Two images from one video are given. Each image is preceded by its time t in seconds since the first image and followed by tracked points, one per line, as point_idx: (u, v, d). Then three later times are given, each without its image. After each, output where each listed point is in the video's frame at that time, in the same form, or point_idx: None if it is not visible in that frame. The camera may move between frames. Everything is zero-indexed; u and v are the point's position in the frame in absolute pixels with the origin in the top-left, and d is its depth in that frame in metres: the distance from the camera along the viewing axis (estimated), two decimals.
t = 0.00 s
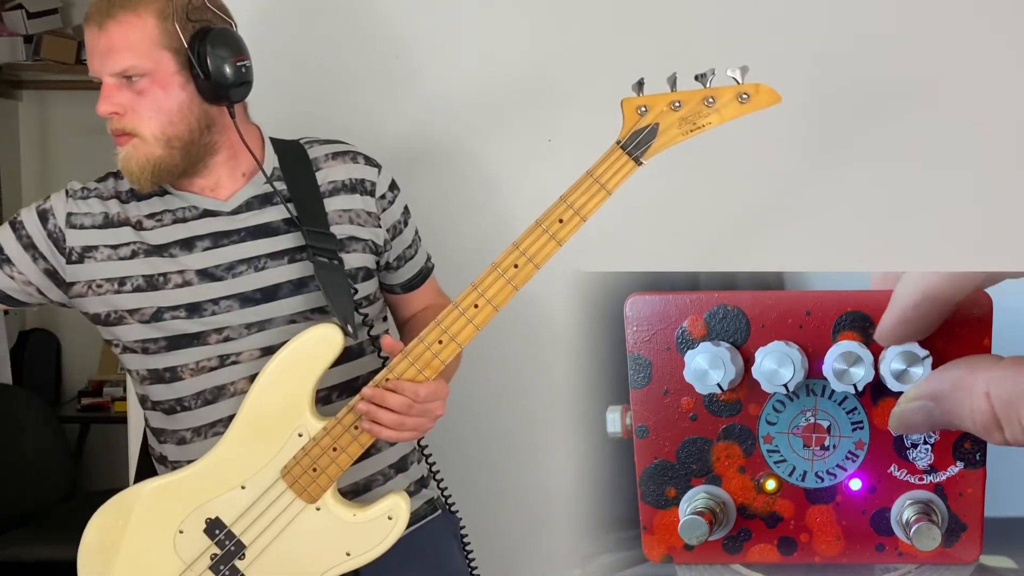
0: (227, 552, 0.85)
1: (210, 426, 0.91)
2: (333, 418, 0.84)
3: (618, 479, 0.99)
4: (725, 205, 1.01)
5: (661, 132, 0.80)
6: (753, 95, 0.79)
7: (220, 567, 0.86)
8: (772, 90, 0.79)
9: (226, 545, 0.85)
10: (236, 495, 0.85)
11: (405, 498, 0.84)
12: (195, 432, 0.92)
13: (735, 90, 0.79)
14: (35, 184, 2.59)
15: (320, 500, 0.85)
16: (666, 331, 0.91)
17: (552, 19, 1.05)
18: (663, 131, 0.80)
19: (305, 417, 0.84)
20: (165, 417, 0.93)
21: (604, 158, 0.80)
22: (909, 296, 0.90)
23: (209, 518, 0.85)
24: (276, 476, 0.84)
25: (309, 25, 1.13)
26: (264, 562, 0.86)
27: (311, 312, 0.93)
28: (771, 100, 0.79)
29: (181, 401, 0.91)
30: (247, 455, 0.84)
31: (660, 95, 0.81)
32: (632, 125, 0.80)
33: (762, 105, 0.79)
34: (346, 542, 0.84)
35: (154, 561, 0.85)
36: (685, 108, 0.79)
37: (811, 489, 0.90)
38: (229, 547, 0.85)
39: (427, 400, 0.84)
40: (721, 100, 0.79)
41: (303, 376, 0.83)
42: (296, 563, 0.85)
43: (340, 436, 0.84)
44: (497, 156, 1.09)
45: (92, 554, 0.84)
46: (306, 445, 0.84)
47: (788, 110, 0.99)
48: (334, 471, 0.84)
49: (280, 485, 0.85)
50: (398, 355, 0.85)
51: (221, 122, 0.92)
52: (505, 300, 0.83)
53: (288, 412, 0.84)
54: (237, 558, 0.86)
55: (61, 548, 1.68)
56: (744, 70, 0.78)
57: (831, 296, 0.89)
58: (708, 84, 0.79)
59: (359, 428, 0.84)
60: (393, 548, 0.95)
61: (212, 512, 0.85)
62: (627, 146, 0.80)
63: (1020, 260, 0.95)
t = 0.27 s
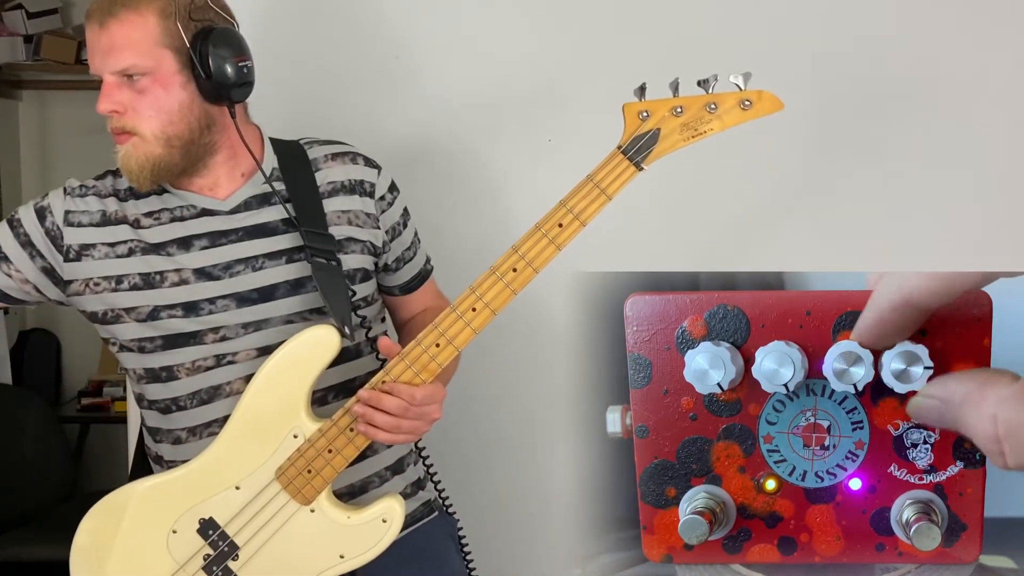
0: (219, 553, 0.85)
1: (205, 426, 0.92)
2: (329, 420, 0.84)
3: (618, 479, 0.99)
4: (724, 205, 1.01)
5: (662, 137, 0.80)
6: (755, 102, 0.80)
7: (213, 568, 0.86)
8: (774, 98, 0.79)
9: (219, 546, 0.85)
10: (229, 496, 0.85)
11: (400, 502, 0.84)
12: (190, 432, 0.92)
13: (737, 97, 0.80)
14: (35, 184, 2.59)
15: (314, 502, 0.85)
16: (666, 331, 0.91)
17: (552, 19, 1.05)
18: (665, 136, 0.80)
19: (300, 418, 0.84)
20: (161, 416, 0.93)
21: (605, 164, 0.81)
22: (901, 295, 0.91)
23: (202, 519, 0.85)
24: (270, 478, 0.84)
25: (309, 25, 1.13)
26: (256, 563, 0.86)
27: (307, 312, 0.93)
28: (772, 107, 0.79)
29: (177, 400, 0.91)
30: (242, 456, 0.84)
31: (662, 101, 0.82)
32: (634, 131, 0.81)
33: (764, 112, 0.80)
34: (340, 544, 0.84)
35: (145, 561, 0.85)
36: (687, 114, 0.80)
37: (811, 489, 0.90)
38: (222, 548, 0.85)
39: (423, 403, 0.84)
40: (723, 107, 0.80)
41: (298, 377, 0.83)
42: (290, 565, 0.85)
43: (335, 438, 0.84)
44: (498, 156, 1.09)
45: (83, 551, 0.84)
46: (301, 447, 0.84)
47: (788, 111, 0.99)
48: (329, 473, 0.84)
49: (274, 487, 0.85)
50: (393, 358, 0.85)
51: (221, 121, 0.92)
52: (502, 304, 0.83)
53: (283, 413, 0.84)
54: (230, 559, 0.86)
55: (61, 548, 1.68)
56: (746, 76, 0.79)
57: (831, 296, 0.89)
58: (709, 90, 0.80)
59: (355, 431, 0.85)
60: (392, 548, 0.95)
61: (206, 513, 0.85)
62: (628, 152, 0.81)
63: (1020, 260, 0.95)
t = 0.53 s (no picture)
0: (215, 555, 0.85)
1: (202, 427, 0.92)
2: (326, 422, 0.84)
3: (617, 479, 0.99)
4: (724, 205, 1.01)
5: (662, 140, 0.80)
6: (755, 105, 0.79)
7: (208, 569, 0.85)
8: (775, 102, 0.79)
9: (215, 547, 0.85)
10: (225, 497, 0.84)
11: (396, 504, 0.84)
12: (187, 433, 0.92)
13: (738, 100, 0.80)
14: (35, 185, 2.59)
15: (310, 504, 0.85)
16: (666, 331, 0.92)
17: (553, 19, 1.05)
18: (664, 139, 0.80)
19: (297, 419, 0.84)
20: (158, 417, 0.93)
21: (604, 166, 0.81)
22: (905, 297, 0.90)
23: (198, 520, 0.85)
24: (266, 480, 0.84)
25: (310, 25, 1.13)
26: (252, 565, 0.86)
27: (305, 313, 0.93)
28: (773, 110, 0.79)
29: (174, 401, 0.91)
30: (238, 458, 0.84)
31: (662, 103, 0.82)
32: (633, 134, 0.81)
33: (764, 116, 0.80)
34: (336, 547, 0.84)
35: (142, 561, 0.85)
36: (687, 117, 0.80)
37: (811, 489, 0.90)
38: (217, 550, 0.85)
39: (420, 406, 0.84)
40: (723, 110, 0.80)
41: (295, 379, 0.83)
42: (285, 567, 0.85)
43: (332, 440, 0.84)
44: (498, 156, 1.09)
45: (80, 551, 0.84)
46: (297, 449, 0.84)
47: (788, 110, 0.99)
48: (325, 475, 0.84)
49: (270, 489, 0.84)
50: (391, 360, 0.86)
51: (221, 121, 0.92)
52: (499, 306, 0.83)
53: (280, 415, 0.84)
54: (226, 561, 0.86)
55: (60, 547, 1.68)
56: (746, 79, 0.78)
57: (831, 296, 0.89)
58: (710, 93, 0.80)
59: (351, 434, 0.84)
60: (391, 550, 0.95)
61: (202, 514, 0.85)
62: (627, 154, 0.81)
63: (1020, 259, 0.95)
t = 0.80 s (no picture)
0: (214, 556, 0.85)
1: (201, 428, 0.91)
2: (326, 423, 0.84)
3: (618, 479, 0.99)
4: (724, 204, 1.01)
5: (664, 143, 0.80)
6: (758, 108, 0.79)
7: (208, 570, 0.85)
8: (778, 105, 0.79)
9: (214, 548, 0.85)
10: (225, 498, 0.84)
11: (395, 506, 0.84)
12: (186, 433, 0.92)
13: (740, 103, 0.79)
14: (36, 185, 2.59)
15: (310, 505, 0.85)
16: (666, 331, 0.92)
17: (553, 19, 1.05)
18: (666, 142, 0.80)
19: (297, 420, 0.84)
20: (158, 417, 0.93)
21: (605, 168, 0.81)
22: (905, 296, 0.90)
23: (198, 521, 0.85)
24: (266, 480, 0.84)
25: (310, 25, 1.13)
26: (251, 566, 0.86)
27: (306, 315, 0.93)
28: (776, 113, 0.79)
29: (174, 401, 0.91)
30: (238, 458, 0.84)
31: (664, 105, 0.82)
32: (635, 137, 0.80)
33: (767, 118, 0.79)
34: (335, 548, 0.84)
35: (141, 562, 0.85)
36: (689, 120, 0.80)
37: (811, 489, 0.90)
38: (217, 550, 0.85)
39: (420, 407, 0.84)
40: (726, 112, 0.80)
41: (295, 380, 0.83)
42: (285, 568, 0.85)
43: (332, 442, 0.84)
44: (498, 156, 1.09)
45: (80, 551, 0.84)
46: (297, 450, 0.84)
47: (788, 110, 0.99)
48: (325, 476, 0.84)
49: (269, 490, 0.84)
50: (391, 361, 0.86)
51: (222, 121, 0.92)
52: (501, 309, 0.83)
53: (280, 415, 0.84)
54: (225, 561, 0.86)
55: (60, 548, 1.68)
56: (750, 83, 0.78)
57: (831, 296, 0.89)
58: (712, 96, 0.79)
59: (351, 435, 0.84)
60: (390, 550, 0.95)
61: (201, 515, 0.85)
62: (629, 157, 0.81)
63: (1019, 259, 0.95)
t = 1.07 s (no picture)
0: (214, 556, 0.85)
1: (202, 428, 0.91)
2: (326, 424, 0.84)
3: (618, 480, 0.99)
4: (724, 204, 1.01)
5: (665, 146, 0.80)
6: (759, 112, 0.79)
7: (208, 570, 0.85)
8: (779, 109, 0.79)
9: (215, 548, 0.85)
10: (226, 498, 0.84)
11: (395, 508, 0.84)
12: (187, 434, 0.92)
13: (741, 107, 0.79)
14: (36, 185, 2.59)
15: (310, 506, 0.85)
16: (666, 331, 0.92)
17: (553, 18, 1.05)
18: (667, 145, 0.80)
19: (297, 422, 0.84)
20: (158, 417, 0.93)
21: (607, 171, 0.80)
22: (905, 297, 0.90)
23: (198, 521, 0.84)
24: (266, 481, 0.84)
25: (310, 26, 1.13)
26: (251, 567, 0.86)
27: (307, 316, 0.93)
28: (778, 116, 0.79)
29: (175, 402, 0.91)
30: (239, 459, 0.84)
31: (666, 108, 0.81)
32: (636, 140, 0.80)
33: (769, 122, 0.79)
34: (334, 550, 0.84)
35: (142, 562, 0.85)
36: (690, 123, 0.80)
37: (811, 489, 0.90)
38: (217, 551, 0.85)
39: (420, 409, 0.84)
40: (727, 116, 0.80)
41: (295, 381, 0.83)
42: (285, 569, 0.85)
43: (332, 443, 0.84)
44: (498, 156, 1.08)
45: (80, 551, 0.84)
46: (298, 451, 0.84)
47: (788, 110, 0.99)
48: (325, 477, 0.84)
49: (270, 491, 0.84)
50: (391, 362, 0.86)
51: (223, 122, 0.92)
52: (501, 311, 0.83)
53: (280, 417, 0.84)
54: (225, 562, 0.86)
55: (59, 548, 1.68)
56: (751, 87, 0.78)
57: (830, 296, 0.89)
58: (714, 99, 0.79)
59: (351, 436, 0.84)
60: (390, 550, 0.95)
61: (202, 515, 0.85)
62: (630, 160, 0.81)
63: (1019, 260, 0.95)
